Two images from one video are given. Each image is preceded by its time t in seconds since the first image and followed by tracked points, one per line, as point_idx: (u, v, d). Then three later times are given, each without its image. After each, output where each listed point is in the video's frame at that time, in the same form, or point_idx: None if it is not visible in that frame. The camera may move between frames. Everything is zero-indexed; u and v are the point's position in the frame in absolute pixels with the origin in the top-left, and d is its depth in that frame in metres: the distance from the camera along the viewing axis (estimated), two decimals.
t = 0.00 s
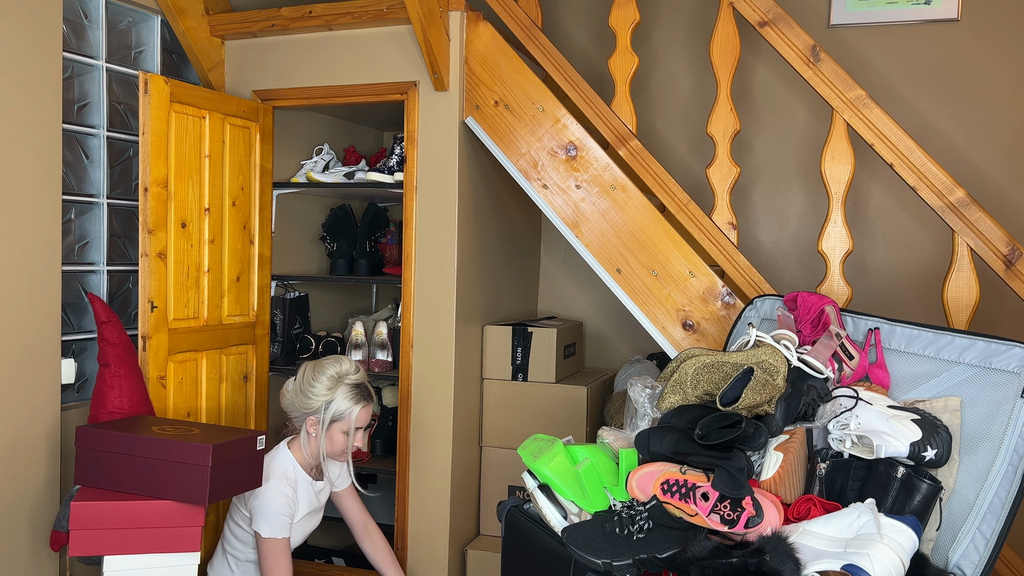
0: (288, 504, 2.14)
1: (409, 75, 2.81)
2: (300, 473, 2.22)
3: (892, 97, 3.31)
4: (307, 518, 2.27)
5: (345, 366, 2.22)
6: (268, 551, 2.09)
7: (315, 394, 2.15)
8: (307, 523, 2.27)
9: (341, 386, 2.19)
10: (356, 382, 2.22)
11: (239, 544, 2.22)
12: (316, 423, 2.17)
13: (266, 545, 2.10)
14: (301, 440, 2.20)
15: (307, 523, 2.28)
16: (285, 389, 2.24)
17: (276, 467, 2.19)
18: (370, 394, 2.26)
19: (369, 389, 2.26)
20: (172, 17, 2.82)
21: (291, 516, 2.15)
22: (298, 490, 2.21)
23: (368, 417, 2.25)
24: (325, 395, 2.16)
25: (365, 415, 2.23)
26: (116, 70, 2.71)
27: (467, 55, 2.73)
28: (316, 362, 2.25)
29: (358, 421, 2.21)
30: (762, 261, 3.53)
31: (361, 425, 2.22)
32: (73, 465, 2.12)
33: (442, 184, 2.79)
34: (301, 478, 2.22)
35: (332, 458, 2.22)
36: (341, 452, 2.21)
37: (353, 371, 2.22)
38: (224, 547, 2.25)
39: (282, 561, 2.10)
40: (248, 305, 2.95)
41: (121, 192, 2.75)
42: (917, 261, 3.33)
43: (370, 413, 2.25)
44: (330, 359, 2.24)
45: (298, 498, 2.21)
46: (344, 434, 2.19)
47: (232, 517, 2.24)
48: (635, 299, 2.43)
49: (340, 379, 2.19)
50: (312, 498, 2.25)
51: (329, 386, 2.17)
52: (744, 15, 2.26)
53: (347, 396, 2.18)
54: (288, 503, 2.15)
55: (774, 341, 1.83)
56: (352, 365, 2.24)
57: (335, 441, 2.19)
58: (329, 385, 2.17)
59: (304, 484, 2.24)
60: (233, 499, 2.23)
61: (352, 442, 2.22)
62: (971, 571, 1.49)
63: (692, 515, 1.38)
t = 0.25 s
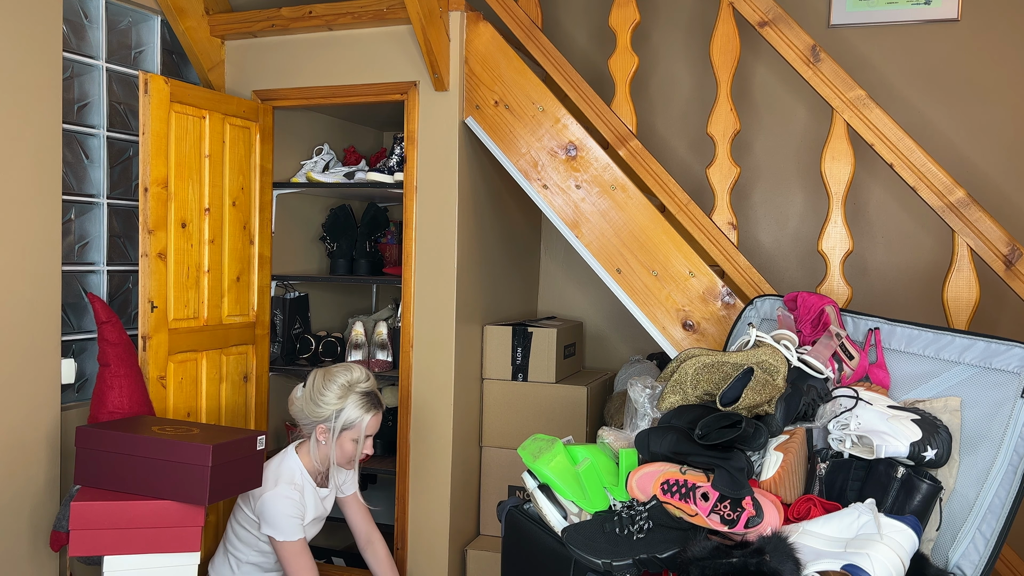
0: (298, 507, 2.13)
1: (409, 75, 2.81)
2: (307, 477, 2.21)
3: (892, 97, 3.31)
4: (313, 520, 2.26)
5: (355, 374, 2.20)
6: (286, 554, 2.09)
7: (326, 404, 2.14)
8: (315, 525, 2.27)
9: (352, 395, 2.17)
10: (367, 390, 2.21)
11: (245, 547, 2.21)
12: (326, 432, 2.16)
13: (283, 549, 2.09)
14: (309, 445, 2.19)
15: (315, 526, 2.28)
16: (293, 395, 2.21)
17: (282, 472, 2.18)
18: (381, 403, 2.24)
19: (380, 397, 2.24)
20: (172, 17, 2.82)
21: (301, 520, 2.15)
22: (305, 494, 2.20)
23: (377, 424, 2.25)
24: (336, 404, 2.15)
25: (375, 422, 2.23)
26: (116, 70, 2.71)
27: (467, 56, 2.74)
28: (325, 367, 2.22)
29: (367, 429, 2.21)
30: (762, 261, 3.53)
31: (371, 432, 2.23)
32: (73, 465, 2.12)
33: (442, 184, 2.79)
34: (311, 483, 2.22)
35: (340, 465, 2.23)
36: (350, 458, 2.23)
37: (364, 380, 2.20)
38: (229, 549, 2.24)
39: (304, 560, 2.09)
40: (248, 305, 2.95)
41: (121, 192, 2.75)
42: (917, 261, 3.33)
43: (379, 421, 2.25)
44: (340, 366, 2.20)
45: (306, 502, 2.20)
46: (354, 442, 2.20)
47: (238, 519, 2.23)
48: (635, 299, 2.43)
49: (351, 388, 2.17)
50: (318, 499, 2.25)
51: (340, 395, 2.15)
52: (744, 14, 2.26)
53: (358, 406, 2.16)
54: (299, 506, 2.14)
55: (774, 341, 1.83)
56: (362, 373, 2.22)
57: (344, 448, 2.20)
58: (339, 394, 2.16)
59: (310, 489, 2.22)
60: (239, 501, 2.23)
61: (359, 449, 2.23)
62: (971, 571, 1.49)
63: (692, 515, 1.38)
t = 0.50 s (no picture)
0: (304, 514, 2.12)
1: (409, 75, 2.81)
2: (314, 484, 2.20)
3: (892, 97, 3.31)
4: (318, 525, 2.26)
5: (361, 380, 2.21)
6: (291, 561, 2.08)
7: (332, 410, 2.16)
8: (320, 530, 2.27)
9: (358, 402, 2.18)
10: (373, 397, 2.22)
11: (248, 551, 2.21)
12: (333, 440, 2.17)
13: (288, 556, 2.09)
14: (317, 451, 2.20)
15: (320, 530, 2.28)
16: (300, 402, 2.24)
17: (290, 476, 2.17)
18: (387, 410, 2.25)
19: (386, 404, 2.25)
20: (172, 17, 2.82)
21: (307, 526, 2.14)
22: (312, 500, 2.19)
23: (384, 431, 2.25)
24: (342, 411, 2.16)
25: (382, 429, 2.23)
26: (116, 70, 2.71)
27: (467, 56, 2.74)
28: (332, 374, 2.25)
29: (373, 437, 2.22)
30: (762, 261, 3.53)
31: (378, 439, 2.22)
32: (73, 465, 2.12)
33: (442, 184, 2.79)
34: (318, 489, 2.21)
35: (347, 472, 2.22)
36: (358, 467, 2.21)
37: (370, 387, 2.21)
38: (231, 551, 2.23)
39: (309, 568, 2.08)
40: (248, 305, 2.95)
41: (121, 191, 2.75)
42: (917, 261, 3.33)
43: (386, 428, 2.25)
44: (346, 373, 2.23)
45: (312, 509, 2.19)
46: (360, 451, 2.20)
47: (242, 523, 2.22)
48: (635, 299, 2.43)
49: (357, 395, 2.19)
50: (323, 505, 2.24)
51: (345, 402, 2.17)
52: (744, 14, 2.26)
53: (363, 413, 2.17)
54: (305, 514, 2.13)
55: (774, 341, 1.83)
56: (368, 379, 2.23)
57: (351, 456, 2.19)
58: (345, 401, 2.17)
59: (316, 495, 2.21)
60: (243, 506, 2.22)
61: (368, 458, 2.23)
62: (971, 571, 1.49)
63: (692, 515, 1.38)
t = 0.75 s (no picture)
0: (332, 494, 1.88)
1: (409, 75, 2.81)
2: (344, 467, 1.94)
3: (892, 97, 3.31)
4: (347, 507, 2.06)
5: (375, 353, 1.93)
6: (307, 541, 1.86)
7: (349, 385, 1.89)
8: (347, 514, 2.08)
9: (373, 374, 1.90)
10: (390, 368, 1.93)
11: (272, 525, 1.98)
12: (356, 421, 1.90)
13: (305, 535, 1.86)
14: (339, 434, 1.93)
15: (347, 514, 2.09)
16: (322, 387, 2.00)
17: (313, 454, 1.92)
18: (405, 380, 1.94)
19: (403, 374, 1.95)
20: (172, 18, 2.83)
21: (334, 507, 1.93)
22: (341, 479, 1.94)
23: (404, 405, 1.94)
24: (359, 384, 1.89)
25: (401, 402, 1.93)
26: (116, 70, 2.71)
27: (467, 56, 2.74)
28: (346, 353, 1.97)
29: (393, 408, 1.91)
30: (762, 261, 3.53)
31: (398, 412, 1.92)
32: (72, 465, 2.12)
33: (442, 184, 2.79)
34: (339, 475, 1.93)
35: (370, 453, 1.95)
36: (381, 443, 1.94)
37: (384, 356, 1.94)
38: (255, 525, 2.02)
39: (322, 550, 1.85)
40: (248, 305, 2.95)
41: (121, 191, 2.75)
42: (917, 261, 3.32)
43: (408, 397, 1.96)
44: (359, 348, 1.95)
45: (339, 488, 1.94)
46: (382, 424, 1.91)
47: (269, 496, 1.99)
48: (635, 299, 2.43)
49: (372, 367, 1.90)
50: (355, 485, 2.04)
51: (361, 375, 1.89)
52: (744, 14, 2.26)
53: (383, 383, 1.89)
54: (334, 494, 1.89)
55: (774, 341, 1.83)
56: (382, 352, 1.94)
57: (370, 431, 1.91)
58: (360, 374, 1.90)
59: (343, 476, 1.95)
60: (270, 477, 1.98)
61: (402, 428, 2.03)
62: (971, 571, 1.48)
63: (692, 515, 1.38)
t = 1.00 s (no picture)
0: (338, 428, 1.80)
1: (409, 75, 2.81)
2: (359, 404, 1.88)
3: (891, 97, 3.31)
4: (375, 459, 1.94)
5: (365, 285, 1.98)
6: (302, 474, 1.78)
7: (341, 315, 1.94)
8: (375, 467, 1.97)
9: (362, 302, 1.94)
10: (382, 297, 1.95)
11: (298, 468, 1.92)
12: (354, 350, 1.90)
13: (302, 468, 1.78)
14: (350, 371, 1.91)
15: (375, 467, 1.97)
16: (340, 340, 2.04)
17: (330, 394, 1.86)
18: (404, 308, 1.95)
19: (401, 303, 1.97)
20: (172, 18, 2.83)
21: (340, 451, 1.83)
22: (355, 419, 1.87)
23: (403, 330, 1.93)
24: (351, 313, 1.93)
25: (397, 327, 1.92)
26: (116, 70, 2.71)
27: (467, 55, 2.74)
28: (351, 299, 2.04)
29: (393, 330, 1.91)
30: (762, 261, 3.53)
31: (393, 336, 1.91)
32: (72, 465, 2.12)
33: (442, 184, 2.79)
34: (350, 416, 1.84)
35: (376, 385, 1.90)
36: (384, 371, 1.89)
37: (378, 287, 1.98)
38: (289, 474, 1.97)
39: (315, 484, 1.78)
40: (248, 305, 2.95)
41: (121, 192, 2.75)
42: (917, 261, 3.33)
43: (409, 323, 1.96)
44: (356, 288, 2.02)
45: (354, 428, 1.87)
46: (383, 349, 1.90)
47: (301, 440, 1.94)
48: (635, 299, 2.43)
49: (364, 295, 1.95)
50: (378, 432, 1.93)
51: (353, 304, 1.94)
52: (744, 14, 2.25)
53: (376, 306, 1.92)
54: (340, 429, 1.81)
55: (774, 341, 1.82)
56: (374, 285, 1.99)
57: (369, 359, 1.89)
58: (351, 304, 1.94)
59: (360, 416, 1.88)
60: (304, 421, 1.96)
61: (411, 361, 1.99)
62: (971, 571, 1.48)
63: (692, 515, 1.38)
